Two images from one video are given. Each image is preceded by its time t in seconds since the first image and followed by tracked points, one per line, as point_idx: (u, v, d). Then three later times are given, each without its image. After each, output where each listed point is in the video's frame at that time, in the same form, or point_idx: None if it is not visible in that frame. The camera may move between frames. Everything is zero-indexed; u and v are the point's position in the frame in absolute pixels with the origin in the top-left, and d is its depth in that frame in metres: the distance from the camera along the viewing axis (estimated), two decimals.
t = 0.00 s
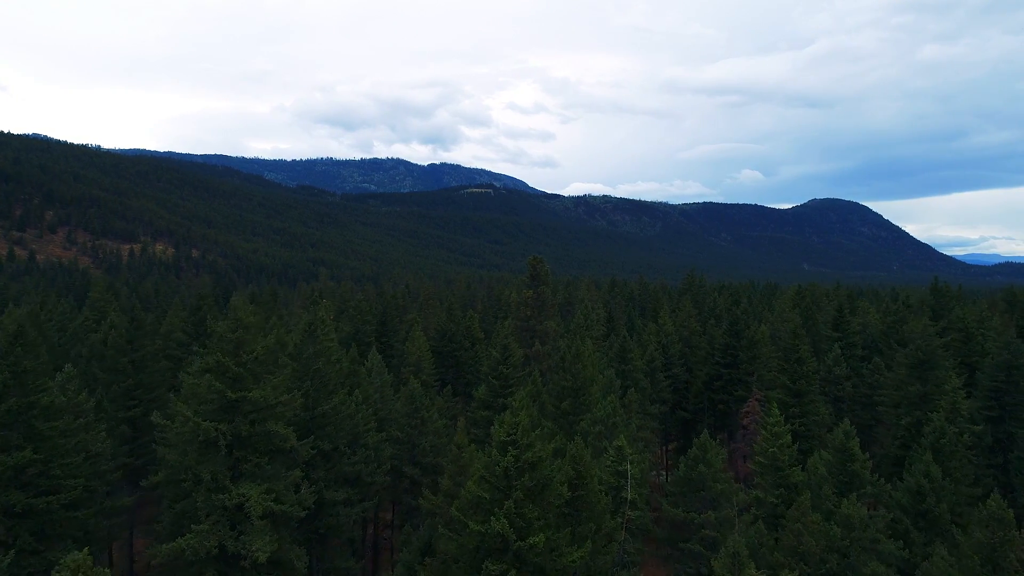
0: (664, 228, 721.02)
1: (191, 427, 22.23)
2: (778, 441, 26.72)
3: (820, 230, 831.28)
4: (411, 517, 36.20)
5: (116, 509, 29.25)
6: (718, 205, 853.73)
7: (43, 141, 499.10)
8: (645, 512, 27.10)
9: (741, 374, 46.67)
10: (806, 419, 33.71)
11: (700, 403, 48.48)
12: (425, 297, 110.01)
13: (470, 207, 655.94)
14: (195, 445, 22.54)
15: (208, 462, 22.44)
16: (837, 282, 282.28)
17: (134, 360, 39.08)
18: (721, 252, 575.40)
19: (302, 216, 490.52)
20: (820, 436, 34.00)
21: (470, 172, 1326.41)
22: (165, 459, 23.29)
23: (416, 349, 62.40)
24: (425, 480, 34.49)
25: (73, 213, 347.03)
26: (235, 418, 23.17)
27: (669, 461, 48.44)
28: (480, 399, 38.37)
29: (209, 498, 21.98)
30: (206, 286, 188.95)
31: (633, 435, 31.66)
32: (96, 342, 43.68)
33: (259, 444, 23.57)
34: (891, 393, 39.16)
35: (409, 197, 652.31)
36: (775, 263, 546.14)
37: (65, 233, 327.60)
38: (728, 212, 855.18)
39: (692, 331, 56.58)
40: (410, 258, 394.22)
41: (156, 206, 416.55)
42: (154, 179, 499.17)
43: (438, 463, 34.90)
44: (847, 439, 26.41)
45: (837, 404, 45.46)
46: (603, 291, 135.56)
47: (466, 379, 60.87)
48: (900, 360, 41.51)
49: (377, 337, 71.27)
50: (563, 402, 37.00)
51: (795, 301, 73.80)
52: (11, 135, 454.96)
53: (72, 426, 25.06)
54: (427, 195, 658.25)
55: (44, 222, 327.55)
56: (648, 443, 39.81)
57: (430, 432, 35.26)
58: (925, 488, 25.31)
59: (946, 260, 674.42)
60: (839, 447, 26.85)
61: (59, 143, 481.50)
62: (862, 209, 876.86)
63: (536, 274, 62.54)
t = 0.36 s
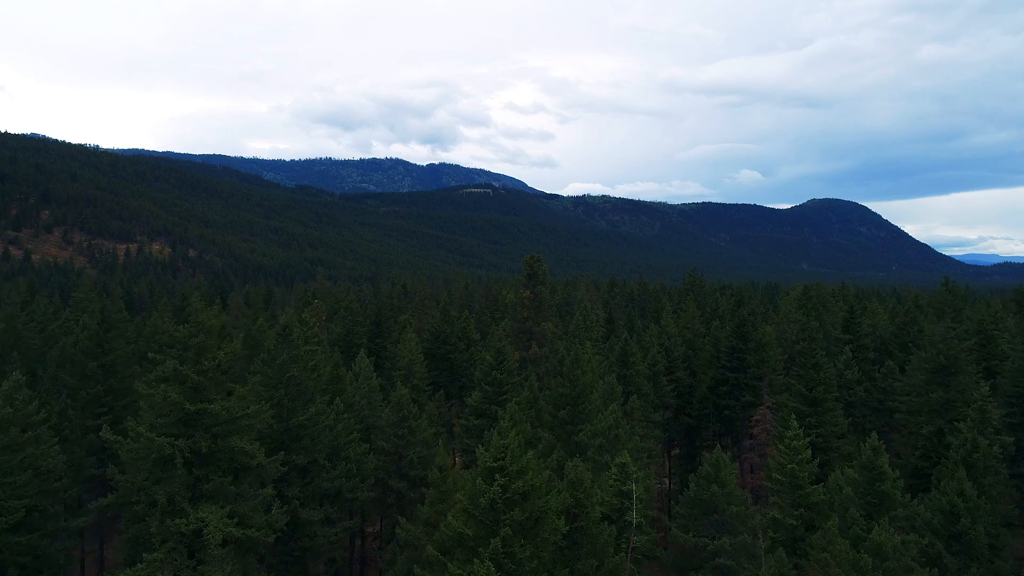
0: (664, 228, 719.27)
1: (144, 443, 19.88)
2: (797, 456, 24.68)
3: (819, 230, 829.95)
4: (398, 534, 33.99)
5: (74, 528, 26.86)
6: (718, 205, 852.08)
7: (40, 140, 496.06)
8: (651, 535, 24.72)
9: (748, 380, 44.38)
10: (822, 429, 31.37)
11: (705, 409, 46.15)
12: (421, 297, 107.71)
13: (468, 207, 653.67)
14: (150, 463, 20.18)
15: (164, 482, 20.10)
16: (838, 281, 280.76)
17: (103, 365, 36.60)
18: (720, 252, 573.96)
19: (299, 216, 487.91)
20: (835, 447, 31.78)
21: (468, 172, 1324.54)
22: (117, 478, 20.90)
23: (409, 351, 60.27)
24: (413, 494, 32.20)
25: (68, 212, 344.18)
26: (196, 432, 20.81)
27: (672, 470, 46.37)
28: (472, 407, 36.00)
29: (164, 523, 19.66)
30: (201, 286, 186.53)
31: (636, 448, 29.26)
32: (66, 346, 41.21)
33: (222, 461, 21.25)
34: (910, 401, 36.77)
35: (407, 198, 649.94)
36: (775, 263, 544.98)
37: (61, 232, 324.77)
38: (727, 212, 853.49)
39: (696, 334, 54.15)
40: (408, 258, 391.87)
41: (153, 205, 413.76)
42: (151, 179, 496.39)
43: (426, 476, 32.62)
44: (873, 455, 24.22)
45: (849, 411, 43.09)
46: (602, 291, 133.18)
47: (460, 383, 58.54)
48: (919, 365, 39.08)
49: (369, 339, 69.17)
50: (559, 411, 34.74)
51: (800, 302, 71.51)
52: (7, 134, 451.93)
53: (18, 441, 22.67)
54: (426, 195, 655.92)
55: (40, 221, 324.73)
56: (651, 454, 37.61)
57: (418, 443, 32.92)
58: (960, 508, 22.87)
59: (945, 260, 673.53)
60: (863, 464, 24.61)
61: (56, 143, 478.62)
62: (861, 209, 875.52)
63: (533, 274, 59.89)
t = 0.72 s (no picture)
0: (663, 228, 717.38)
1: (85, 466, 17.53)
2: (821, 476, 22.99)
3: (818, 230, 828.61)
4: (384, 553, 31.69)
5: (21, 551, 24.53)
6: (716, 205, 850.84)
7: (37, 140, 492.95)
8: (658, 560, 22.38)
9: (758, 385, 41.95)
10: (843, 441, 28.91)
11: (710, 416, 43.90)
12: (417, 298, 105.44)
13: (467, 206, 651.12)
14: (93, 488, 17.86)
15: (108, 511, 17.74)
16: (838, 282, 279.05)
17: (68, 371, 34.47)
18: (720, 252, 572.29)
19: (297, 216, 485.32)
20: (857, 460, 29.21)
21: (467, 173, 1322.92)
22: (58, 503, 18.55)
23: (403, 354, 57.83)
24: (398, 511, 29.91)
25: (64, 212, 341.22)
26: (147, 451, 18.40)
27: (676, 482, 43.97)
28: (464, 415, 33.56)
29: (108, 557, 17.34)
30: (196, 287, 184.21)
31: (640, 462, 26.91)
32: (32, 348, 38.76)
33: (177, 484, 18.91)
34: (932, 408, 34.40)
35: (405, 198, 647.80)
36: (774, 263, 543.54)
37: (57, 232, 321.91)
38: (726, 212, 851.82)
39: (701, 335, 51.82)
40: (407, 258, 389.60)
41: (150, 205, 410.99)
42: (148, 179, 493.57)
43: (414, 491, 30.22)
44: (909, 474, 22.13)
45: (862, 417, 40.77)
46: (601, 291, 130.65)
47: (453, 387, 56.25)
48: (941, 370, 36.61)
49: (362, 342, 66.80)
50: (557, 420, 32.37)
51: (807, 303, 69.25)
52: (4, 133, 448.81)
53: None
54: (424, 195, 653.59)
55: (36, 221, 321.89)
56: (655, 466, 35.27)
57: (405, 455, 30.53)
58: (1001, 531, 20.40)
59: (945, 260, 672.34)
60: (896, 486, 22.52)
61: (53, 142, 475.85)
62: (860, 209, 874.28)
63: (530, 273, 57.10)
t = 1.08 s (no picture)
0: (662, 228, 715.19)
1: (6, 493, 15.13)
2: (852, 501, 21.24)
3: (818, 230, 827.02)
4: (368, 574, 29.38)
5: None
6: (716, 205, 848.95)
7: (33, 139, 489.67)
8: None
9: (769, 392, 39.44)
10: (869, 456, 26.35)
11: (717, 424, 41.55)
12: (412, 299, 103.03)
13: (466, 206, 648.99)
14: (16, 519, 15.45)
15: (34, 546, 15.33)
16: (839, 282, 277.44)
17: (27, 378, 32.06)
18: (720, 252, 570.53)
19: (295, 216, 482.67)
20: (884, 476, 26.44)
21: (465, 172, 1319.87)
22: None
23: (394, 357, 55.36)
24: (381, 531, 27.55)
25: (60, 212, 338.55)
26: (82, 476, 16.02)
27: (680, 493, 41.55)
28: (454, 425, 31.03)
29: None
30: (190, 288, 181.40)
31: (646, 482, 24.57)
32: None
33: (118, 512, 16.56)
34: (960, 418, 31.86)
35: (404, 198, 645.21)
36: (774, 264, 541.64)
37: (53, 232, 318.98)
38: (726, 212, 850.29)
39: (707, 339, 49.43)
40: (405, 258, 387.13)
41: (147, 205, 407.87)
42: (145, 179, 490.69)
43: (400, 509, 27.80)
44: (954, 503, 20.47)
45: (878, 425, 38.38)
46: (600, 291, 128.21)
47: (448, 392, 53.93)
48: (967, 376, 34.05)
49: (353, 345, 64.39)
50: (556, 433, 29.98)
51: (814, 304, 66.87)
52: None
53: None
54: (423, 195, 651.09)
55: (31, 221, 318.86)
56: (660, 479, 32.94)
57: (391, 470, 28.02)
58: None
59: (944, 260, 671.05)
60: (941, 514, 20.73)
61: (50, 141, 472.56)
62: (859, 209, 872.78)
63: (527, 274, 52.75)
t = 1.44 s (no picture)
0: (662, 228, 713.24)
1: None
2: (894, 532, 18.95)
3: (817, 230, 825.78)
4: None
5: None
6: (714, 206, 847.13)
7: (29, 138, 486.53)
8: None
9: (781, 400, 37.03)
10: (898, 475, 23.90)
11: (724, 433, 39.29)
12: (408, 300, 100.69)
13: (464, 206, 646.94)
14: None
15: None
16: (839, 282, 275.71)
17: None
18: (719, 252, 568.92)
19: (293, 216, 479.93)
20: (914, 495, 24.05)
21: (464, 172, 1316.87)
22: None
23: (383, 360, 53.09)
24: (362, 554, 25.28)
25: (56, 212, 335.68)
26: None
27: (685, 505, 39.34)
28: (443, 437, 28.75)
29: None
30: (184, 288, 178.66)
31: (652, 505, 22.25)
32: None
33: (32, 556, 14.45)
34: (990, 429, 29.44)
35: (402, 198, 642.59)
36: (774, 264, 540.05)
37: (48, 232, 315.88)
38: (725, 212, 848.78)
39: (712, 342, 47.07)
40: (403, 258, 384.54)
41: (144, 204, 404.73)
42: (142, 178, 487.39)
43: (381, 531, 25.45)
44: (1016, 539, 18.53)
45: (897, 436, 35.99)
46: (600, 292, 126.10)
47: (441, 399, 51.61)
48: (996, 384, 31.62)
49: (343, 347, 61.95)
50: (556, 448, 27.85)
51: (822, 305, 64.77)
52: None
53: None
54: (422, 195, 648.54)
55: (26, 220, 315.62)
56: (666, 494, 30.63)
57: (372, 486, 25.76)
58: None
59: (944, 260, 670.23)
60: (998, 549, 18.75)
61: (46, 140, 469.17)
62: (858, 209, 871.18)
63: (524, 273, 50.54)
